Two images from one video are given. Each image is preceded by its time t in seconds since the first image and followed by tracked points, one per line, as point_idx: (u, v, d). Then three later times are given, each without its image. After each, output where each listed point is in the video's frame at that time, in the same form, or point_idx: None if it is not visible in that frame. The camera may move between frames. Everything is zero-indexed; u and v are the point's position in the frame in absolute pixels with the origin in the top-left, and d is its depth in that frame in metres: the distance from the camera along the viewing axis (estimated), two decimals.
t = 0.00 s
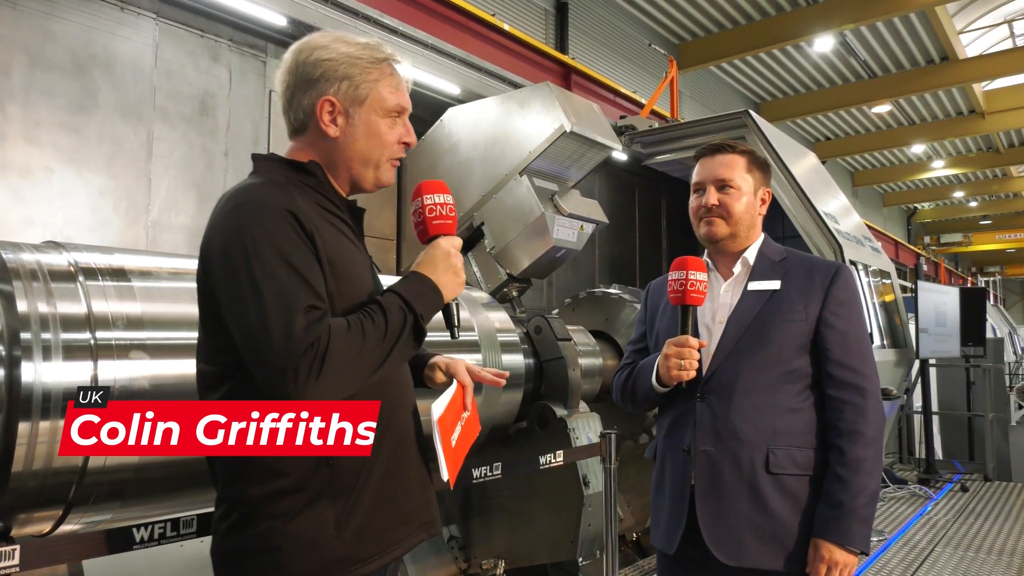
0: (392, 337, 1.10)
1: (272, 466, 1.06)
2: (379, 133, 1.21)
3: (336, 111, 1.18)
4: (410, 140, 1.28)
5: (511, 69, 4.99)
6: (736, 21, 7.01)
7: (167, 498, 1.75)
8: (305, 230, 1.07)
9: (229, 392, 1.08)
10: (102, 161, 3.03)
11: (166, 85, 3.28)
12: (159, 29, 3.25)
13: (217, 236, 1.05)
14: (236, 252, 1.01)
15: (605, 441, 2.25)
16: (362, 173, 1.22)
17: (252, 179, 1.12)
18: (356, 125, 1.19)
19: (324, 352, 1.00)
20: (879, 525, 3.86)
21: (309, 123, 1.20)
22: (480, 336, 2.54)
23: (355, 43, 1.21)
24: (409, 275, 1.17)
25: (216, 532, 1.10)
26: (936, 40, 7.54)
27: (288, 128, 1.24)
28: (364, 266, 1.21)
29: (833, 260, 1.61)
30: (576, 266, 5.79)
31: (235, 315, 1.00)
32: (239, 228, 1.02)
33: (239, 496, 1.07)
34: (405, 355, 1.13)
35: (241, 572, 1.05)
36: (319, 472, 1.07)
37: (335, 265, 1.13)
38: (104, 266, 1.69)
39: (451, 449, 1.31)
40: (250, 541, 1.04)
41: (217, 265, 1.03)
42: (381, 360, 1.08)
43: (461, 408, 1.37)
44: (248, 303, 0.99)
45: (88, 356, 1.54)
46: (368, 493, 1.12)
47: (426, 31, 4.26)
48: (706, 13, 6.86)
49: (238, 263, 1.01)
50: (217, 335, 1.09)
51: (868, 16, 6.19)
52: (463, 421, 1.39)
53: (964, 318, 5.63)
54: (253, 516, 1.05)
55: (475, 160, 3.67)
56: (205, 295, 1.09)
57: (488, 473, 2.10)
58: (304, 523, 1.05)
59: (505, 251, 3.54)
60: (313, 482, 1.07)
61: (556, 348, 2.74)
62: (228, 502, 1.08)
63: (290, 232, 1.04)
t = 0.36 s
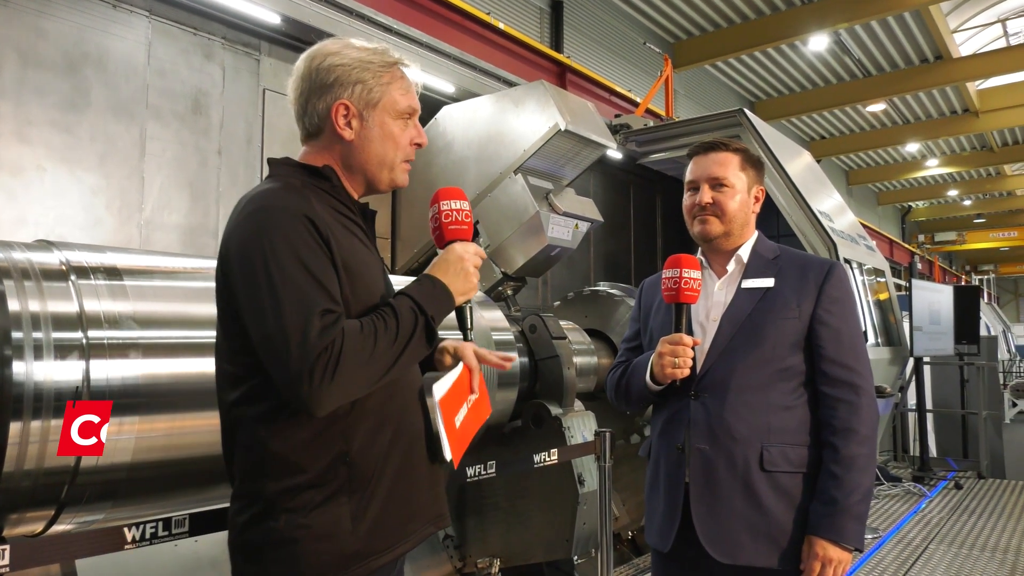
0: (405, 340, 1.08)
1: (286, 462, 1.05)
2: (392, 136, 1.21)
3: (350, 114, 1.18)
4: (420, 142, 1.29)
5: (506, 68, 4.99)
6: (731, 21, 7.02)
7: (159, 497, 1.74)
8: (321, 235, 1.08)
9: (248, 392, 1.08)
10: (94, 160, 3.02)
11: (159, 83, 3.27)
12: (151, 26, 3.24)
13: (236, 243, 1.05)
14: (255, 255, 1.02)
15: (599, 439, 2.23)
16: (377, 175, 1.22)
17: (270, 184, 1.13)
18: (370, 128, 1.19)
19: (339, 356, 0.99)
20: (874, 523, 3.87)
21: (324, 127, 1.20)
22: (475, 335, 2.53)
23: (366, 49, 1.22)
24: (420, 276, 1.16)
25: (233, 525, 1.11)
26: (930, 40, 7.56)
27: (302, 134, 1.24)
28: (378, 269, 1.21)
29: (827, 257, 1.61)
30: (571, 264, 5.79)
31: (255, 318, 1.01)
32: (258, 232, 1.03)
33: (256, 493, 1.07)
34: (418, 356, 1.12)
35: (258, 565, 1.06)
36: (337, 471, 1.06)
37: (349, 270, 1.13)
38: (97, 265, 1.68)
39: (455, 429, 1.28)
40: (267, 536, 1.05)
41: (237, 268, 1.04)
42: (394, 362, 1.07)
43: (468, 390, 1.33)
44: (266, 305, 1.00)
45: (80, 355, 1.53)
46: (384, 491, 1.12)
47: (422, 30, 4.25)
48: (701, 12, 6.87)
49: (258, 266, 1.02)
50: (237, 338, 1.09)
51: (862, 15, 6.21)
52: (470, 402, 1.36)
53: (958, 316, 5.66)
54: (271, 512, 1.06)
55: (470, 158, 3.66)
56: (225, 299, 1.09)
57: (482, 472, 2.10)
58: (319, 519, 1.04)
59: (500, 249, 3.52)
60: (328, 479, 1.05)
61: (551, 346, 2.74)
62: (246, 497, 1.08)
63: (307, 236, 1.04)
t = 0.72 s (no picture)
0: (407, 321, 1.08)
1: (288, 453, 1.05)
2: (390, 128, 1.20)
3: (349, 108, 1.18)
4: (419, 134, 1.28)
5: (502, 63, 4.98)
6: (727, 17, 7.02)
7: (151, 492, 1.74)
8: (321, 224, 1.07)
9: (252, 385, 1.08)
10: (87, 155, 3.00)
11: (152, 77, 3.25)
12: (145, 20, 3.22)
13: (238, 235, 1.05)
14: (256, 246, 1.02)
15: (594, 434, 2.24)
16: (378, 167, 1.22)
17: (269, 178, 1.13)
18: (369, 122, 1.18)
19: (342, 338, 0.98)
20: (868, 518, 3.88)
21: (323, 122, 1.20)
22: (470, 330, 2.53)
23: (362, 43, 1.22)
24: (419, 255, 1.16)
25: (239, 520, 1.11)
26: (926, 36, 7.57)
27: (301, 130, 1.24)
28: (379, 258, 1.20)
29: (820, 252, 1.61)
30: (567, 260, 5.80)
31: (257, 307, 1.01)
32: (258, 223, 1.03)
33: (260, 486, 1.07)
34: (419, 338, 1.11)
35: (263, 557, 1.05)
36: (340, 460, 1.06)
37: (350, 258, 1.12)
38: (89, 260, 1.67)
39: (455, 372, 1.27)
40: (272, 527, 1.05)
41: (239, 261, 1.04)
42: (396, 344, 1.06)
43: (468, 337, 1.33)
44: (268, 294, 1.00)
45: (72, 350, 1.52)
46: (386, 481, 1.11)
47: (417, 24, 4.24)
48: (698, 7, 6.87)
49: (259, 256, 1.02)
50: (241, 331, 1.09)
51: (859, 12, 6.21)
52: (474, 351, 1.34)
53: (952, 312, 5.68)
54: (275, 504, 1.05)
55: (465, 154, 3.65)
56: (228, 293, 1.09)
57: (476, 467, 2.10)
58: (321, 510, 1.04)
59: (495, 245, 3.52)
60: (330, 469, 1.05)
61: (546, 341, 2.74)
62: (251, 489, 1.08)
63: (306, 226, 1.04)
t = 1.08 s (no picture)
0: (396, 349, 1.08)
1: (276, 460, 1.04)
2: (409, 141, 1.20)
3: (370, 117, 1.18)
4: (438, 154, 1.28)
5: (499, 64, 4.98)
6: (724, 17, 7.03)
7: (148, 495, 1.73)
8: (321, 235, 1.07)
9: (246, 387, 1.08)
10: (84, 156, 3.00)
11: (148, 78, 3.24)
12: (141, 21, 3.21)
13: (237, 238, 1.04)
14: (252, 252, 1.01)
15: (591, 435, 2.23)
16: (391, 178, 1.21)
17: (277, 183, 1.12)
18: (387, 132, 1.18)
19: (327, 359, 0.99)
20: (865, 518, 3.88)
21: (344, 128, 1.20)
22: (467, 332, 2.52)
23: (396, 58, 1.23)
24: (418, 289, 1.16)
25: (226, 521, 1.10)
26: (923, 36, 7.58)
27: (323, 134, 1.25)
28: (380, 273, 1.20)
29: (815, 252, 1.61)
30: (565, 261, 5.79)
31: (248, 316, 1.01)
32: (257, 228, 1.02)
33: (248, 489, 1.06)
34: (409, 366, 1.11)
35: (250, 560, 1.05)
36: (327, 470, 1.05)
37: (349, 273, 1.12)
38: (84, 261, 1.66)
39: (442, 439, 1.26)
40: (261, 532, 1.04)
41: (236, 263, 1.03)
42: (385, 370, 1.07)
43: (460, 405, 1.34)
44: (259, 304, 0.99)
45: (68, 352, 1.51)
46: (376, 492, 1.11)
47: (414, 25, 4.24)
48: (695, 7, 6.87)
49: (255, 263, 1.01)
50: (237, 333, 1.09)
51: (855, 12, 6.22)
52: (461, 419, 1.35)
53: (950, 311, 5.68)
54: (264, 508, 1.04)
55: (462, 154, 3.65)
56: (224, 292, 1.09)
57: (473, 469, 2.09)
58: (306, 519, 1.03)
59: (492, 246, 3.52)
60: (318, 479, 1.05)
61: (543, 342, 2.74)
62: (240, 493, 1.08)
63: (306, 237, 1.04)
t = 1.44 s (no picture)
0: (412, 349, 1.08)
1: (287, 458, 1.04)
2: (414, 143, 1.20)
3: (377, 114, 1.18)
4: (443, 157, 1.28)
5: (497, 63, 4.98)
6: (721, 15, 7.03)
7: (148, 493, 1.74)
8: (335, 236, 1.07)
9: (257, 387, 1.08)
10: (80, 155, 2.99)
11: (146, 77, 3.24)
12: (138, 20, 3.20)
13: (251, 239, 1.04)
14: (268, 252, 1.01)
15: (590, 434, 2.23)
16: (393, 178, 1.21)
17: (288, 184, 1.11)
18: (393, 131, 1.18)
19: (347, 361, 0.99)
20: (863, 515, 3.89)
21: (352, 124, 1.20)
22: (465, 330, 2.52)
23: (408, 58, 1.23)
24: (432, 287, 1.16)
25: (234, 518, 1.10)
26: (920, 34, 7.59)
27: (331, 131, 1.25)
28: (391, 273, 1.20)
29: (814, 250, 1.61)
30: (562, 259, 5.80)
31: (264, 316, 1.00)
32: (273, 229, 1.02)
33: (257, 486, 1.06)
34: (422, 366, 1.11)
35: (257, 557, 1.05)
36: (338, 469, 1.05)
37: (362, 273, 1.12)
38: (82, 260, 1.66)
39: (447, 459, 1.27)
40: (270, 530, 1.04)
41: (251, 265, 1.03)
42: (400, 369, 1.07)
43: (465, 422, 1.35)
44: (277, 304, 0.99)
45: (66, 351, 1.51)
46: (383, 490, 1.11)
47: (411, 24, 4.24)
48: (692, 6, 6.87)
49: (271, 264, 1.01)
50: (248, 333, 1.08)
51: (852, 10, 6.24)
52: (467, 436, 1.37)
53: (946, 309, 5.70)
54: (272, 506, 1.04)
55: (460, 153, 3.64)
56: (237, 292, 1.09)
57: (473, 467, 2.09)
58: (316, 517, 1.03)
59: (491, 244, 3.52)
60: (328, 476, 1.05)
61: (542, 340, 2.74)
62: (249, 490, 1.07)
63: (321, 238, 1.04)
